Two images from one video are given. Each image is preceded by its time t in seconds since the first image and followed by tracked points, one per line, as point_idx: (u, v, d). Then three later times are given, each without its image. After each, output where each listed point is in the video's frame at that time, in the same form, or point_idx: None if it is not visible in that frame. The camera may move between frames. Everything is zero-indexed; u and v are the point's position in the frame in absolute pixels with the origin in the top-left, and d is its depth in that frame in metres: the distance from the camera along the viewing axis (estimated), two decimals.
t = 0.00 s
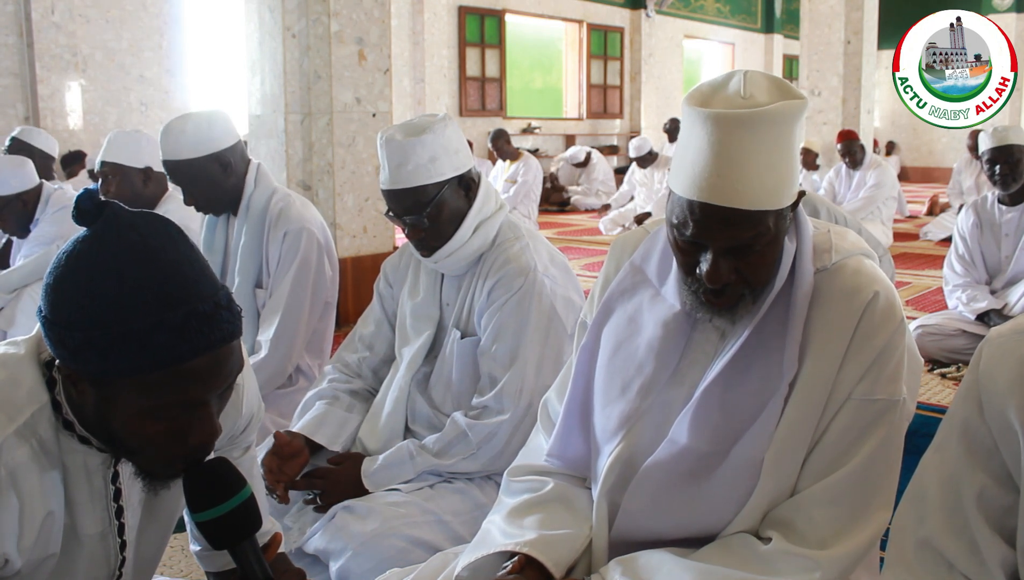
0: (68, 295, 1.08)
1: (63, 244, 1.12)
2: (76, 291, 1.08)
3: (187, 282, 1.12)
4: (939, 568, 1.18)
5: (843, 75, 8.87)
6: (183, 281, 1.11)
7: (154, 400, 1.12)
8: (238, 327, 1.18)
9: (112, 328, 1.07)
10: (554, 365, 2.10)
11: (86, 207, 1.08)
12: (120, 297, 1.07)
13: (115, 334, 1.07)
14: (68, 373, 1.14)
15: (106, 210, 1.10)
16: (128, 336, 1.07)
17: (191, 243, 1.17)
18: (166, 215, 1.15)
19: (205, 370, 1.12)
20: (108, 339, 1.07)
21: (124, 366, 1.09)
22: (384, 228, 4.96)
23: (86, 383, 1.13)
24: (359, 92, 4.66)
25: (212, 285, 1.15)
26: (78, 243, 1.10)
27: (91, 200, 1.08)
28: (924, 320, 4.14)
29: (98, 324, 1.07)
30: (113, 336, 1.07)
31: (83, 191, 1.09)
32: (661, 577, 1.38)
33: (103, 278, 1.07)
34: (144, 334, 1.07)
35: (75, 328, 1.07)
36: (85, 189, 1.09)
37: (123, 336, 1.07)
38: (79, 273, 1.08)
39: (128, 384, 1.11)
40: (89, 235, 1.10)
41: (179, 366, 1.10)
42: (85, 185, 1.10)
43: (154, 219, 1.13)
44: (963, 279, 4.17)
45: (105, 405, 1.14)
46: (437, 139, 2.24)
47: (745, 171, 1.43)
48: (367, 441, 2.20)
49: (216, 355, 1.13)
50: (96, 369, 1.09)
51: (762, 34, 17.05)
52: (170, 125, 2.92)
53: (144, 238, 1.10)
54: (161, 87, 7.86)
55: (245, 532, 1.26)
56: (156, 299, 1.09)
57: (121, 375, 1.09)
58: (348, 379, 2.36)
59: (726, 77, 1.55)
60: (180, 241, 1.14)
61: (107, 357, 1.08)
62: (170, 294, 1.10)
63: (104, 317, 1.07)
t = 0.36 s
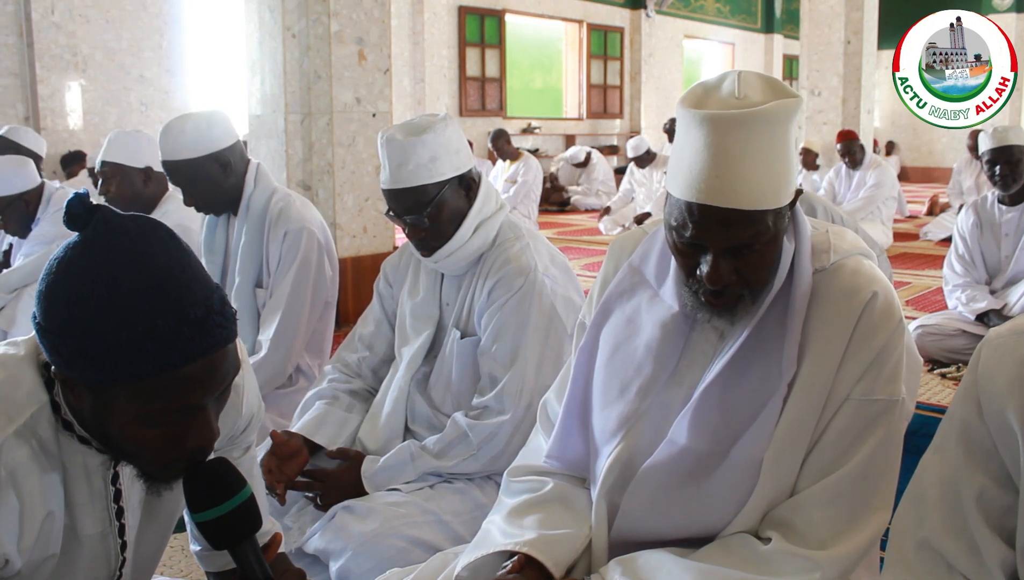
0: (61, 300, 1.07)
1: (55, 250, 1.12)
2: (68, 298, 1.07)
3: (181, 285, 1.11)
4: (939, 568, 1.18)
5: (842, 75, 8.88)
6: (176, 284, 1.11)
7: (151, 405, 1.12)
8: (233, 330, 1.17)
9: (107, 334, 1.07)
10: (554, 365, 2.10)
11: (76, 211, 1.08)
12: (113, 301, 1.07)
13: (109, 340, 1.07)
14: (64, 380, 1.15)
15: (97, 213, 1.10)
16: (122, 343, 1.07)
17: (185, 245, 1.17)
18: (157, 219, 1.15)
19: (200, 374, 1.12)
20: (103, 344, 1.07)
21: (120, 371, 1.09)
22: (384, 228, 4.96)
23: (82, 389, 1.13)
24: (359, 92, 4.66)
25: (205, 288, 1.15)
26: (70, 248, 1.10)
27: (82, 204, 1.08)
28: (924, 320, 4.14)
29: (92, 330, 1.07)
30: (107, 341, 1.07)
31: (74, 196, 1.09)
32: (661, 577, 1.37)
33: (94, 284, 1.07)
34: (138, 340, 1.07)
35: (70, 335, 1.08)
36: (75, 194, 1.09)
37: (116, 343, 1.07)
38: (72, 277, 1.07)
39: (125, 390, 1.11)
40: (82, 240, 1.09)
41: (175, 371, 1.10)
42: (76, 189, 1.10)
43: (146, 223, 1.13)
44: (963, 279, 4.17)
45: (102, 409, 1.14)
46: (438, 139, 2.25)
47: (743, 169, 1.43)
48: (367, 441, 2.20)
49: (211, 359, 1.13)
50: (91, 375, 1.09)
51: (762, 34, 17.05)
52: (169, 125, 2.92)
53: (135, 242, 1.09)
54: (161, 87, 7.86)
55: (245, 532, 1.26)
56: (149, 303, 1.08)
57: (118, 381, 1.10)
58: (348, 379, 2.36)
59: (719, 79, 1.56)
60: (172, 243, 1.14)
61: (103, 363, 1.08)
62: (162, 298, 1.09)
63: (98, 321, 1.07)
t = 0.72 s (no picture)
0: (60, 302, 1.08)
1: (54, 252, 1.12)
2: (67, 300, 1.07)
3: (180, 286, 1.11)
4: (939, 568, 1.18)
5: (843, 75, 8.88)
6: (175, 286, 1.11)
7: (151, 407, 1.12)
8: (233, 332, 1.17)
9: (106, 336, 1.07)
10: (554, 365, 2.10)
11: (75, 213, 1.08)
12: (112, 302, 1.07)
13: (108, 342, 1.07)
14: (63, 382, 1.15)
15: (95, 215, 1.10)
16: (121, 345, 1.07)
17: (184, 247, 1.17)
18: (156, 220, 1.15)
19: (201, 376, 1.12)
20: (102, 346, 1.07)
21: (119, 374, 1.09)
22: (384, 228, 4.96)
23: (82, 391, 1.13)
24: (359, 92, 4.66)
25: (204, 290, 1.15)
26: (70, 249, 1.10)
27: (81, 206, 1.08)
28: (924, 320, 4.14)
29: (92, 331, 1.07)
30: (106, 343, 1.07)
31: (73, 197, 1.09)
32: (661, 576, 1.37)
33: (93, 286, 1.07)
34: (137, 342, 1.07)
35: (70, 337, 1.08)
36: (74, 195, 1.08)
37: (115, 345, 1.07)
38: (70, 279, 1.07)
39: (124, 392, 1.11)
40: (81, 242, 1.09)
41: (174, 372, 1.10)
42: (75, 190, 1.09)
43: (144, 225, 1.12)
44: (963, 279, 4.17)
45: (103, 410, 1.14)
46: (439, 139, 2.25)
47: (740, 166, 1.43)
48: (366, 441, 2.20)
49: (210, 361, 1.13)
50: (90, 377, 1.09)
51: (762, 34, 17.06)
52: (168, 126, 2.92)
53: (135, 244, 1.09)
54: (161, 87, 7.86)
55: (245, 531, 1.26)
56: (148, 305, 1.08)
57: (118, 383, 1.10)
58: (348, 379, 2.36)
59: (717, 77, 1.56)
60: (171, 245, 1.14)
61: (102, 365, 1.08)
62: (161, 300, 1.09)
63: (97, 322, 1.07)
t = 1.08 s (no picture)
0: (61, 302, 1.08)
1: (55, 253, 1.12)
2: (68, 300, 1.07)
3: (181, 287, 1.11)
4: (938, 568, 1.18)
5: (842, 75, 8.88)
6: (174, 286, 1.11)
7: (151, 408, 1.12)
8: (233, 333, 1.17)
9: (106, 336, 1.07)
10: (554, 365, 2.10)
11: (75, 214, 1.08)
12: (112, 303, 1.07)
13: (108, 342, 1.07)
14: (64, 382, 1.15)
15: (96, 215, 1.10)
16: (121, 346, 1.07)
17: (185, 247, 1.17)
18: (156, 220, 1.15)
19: (201, 377, 1.12)
20: (102, 347, 1.07)
21: (119, 374, 1.09)
22: (384, 228, 4.96)
23: (82, 392, 1.14)
24: (359, 92, 4.66)
25: (204, 290, 1.15)
26: (70, 249, 1.10)
27: (81, 206, 1.08)
28: (924, 320, 4.14)
29: (92, 331, 1.07)
30: (106, 343, 1.07)
31: (73, 198, 1.09)
32: (661, 577, 1.37)
33: (94, 287, 1.07)
34: (137, 343, 1.07)
35: (70, 338, 1.08)
36: (75, 195, 1.08)
37: (115, 345, 1.07)
38: (71, 279, 1.07)
39: (125, 392, 1.11)
40: (81, 241, 1.09)
41: (174, 373, 1.10)
42: (76, 190, 1.09)
43: (144, 225, 1.12)
44: (963, 279, 4.17)
45: (103, 411, 1.14)
46: (439, 139, 2.25)
47: (742, 165, 1.43)
48: (366, 441, 2.20)
49: (210, 362, 1.13)
50: (89, 378, 1.09)
51: (762, 34, 17.06)
52: (168, 127, 2.92)
53: (135, 245, 1.09)
54: (161, 87, 7.86)
55: (245, 532, 1.26)
56: (148, 305, 1.08)
57: (118, 384, 1.10)
58: (348, 379, 2.36)
59: (719, 77, 1.56)
60: (172, 246, 1.14)
61: (102, 366, 1.08)
62: (161, 300, 1.09)
63: (97, 322, 1.07)
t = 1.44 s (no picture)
0: (61, 302, 1.08)
1: (56, 252, 1.11)
2: (69, 300, 1.07)
3: (181, 288, 1.11)
4: (938, 567, 1.18)
5: (842, 75, 8.88)
6: (175, 287, 1.10)
7: (151, 408, 1.12)
8: (234, 333, 1.17)
9: (107, 336, 1.07)
10: (554, 365, 2.10)
11: (76, 214, 1.07)
12: (114, 303, 1.07)
13: (109, 343, 1.07)
14: (64, 382, 1.15)
15: (97, 215, 1.10)
16: (122, 346, 1.07)
17: (185, 248, 1.16)
18: (157, 221, 1.15)
19: (202, 377, 1.12)
20: (103, 347, 1.07)
21: (120, 375, 1.09)
22: (384, 228, 4.96)
23: (83, 392, 1.14)
24: (359, 92, 4.66)
25: (205, 291, 1.14)
26: (71, 249, 1.10)
27: (82, 207, 1.08)
28: (924, 320, 4.14)
29: (93, 332, 1.07)
30: (107, 343, 1.07)
31: (74, 198, 1.09)
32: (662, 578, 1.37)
33: (96, 288, 1.07)
34: (138, 344, 1.07)
35: (71, 338, 1.08)
36: (75, 196, 1.08)
37: (116, 347, 1.07)
38: (73, 279, 1.07)
39: (126, 392, 1.11)
40: (82, 242, 1.09)
41: (174, 373, 1.10)
42: (77, 191, 1.09)
43: (145, 226, 1.12)
44: (963, 279, 4.17)
45: (104, 411, 1.14)
46: (439, 139, 2.25)
47: (749, 165, 1.43)
48: (366, 441, 2.20)
49: (211, 362, 1.13)
50: (90, 378, 1.09)
51: (762, 34, 17.06)
52: (167, 128, 2.92)
53: (135, 246, 1.09)
54: (161, 87, 7.86)
55: (246, 532, 1.26)
56: (150, 305, 1.08)
57: (119, 384, 1.10)
58: (348, 379, 2.36)
59: (726, 77, 1.56)
60: (173, 246, 1.14)
61: (103, 366, 1.08)
62: (162, 301, 1.09)
63: (99, 323, 1.07)
